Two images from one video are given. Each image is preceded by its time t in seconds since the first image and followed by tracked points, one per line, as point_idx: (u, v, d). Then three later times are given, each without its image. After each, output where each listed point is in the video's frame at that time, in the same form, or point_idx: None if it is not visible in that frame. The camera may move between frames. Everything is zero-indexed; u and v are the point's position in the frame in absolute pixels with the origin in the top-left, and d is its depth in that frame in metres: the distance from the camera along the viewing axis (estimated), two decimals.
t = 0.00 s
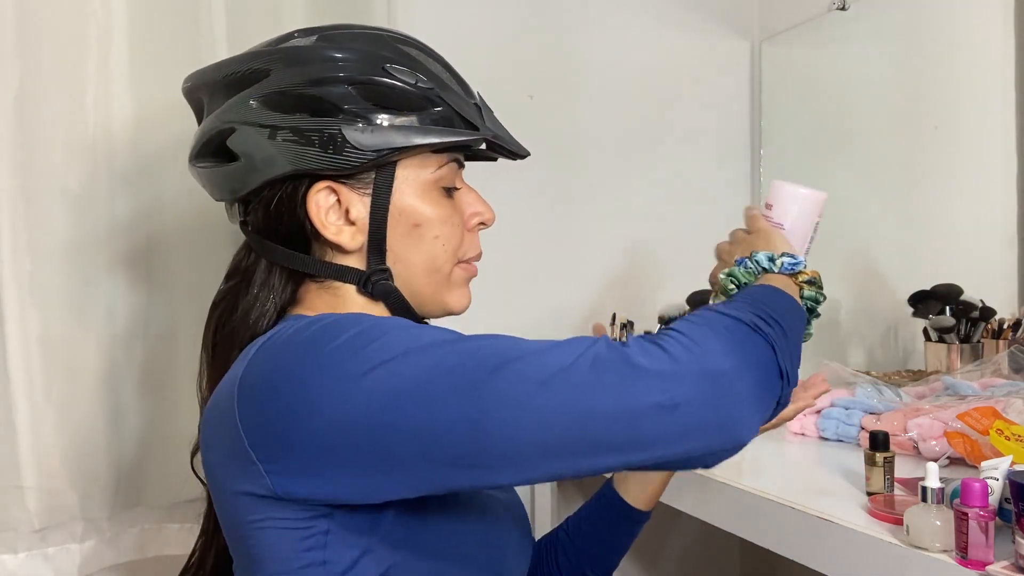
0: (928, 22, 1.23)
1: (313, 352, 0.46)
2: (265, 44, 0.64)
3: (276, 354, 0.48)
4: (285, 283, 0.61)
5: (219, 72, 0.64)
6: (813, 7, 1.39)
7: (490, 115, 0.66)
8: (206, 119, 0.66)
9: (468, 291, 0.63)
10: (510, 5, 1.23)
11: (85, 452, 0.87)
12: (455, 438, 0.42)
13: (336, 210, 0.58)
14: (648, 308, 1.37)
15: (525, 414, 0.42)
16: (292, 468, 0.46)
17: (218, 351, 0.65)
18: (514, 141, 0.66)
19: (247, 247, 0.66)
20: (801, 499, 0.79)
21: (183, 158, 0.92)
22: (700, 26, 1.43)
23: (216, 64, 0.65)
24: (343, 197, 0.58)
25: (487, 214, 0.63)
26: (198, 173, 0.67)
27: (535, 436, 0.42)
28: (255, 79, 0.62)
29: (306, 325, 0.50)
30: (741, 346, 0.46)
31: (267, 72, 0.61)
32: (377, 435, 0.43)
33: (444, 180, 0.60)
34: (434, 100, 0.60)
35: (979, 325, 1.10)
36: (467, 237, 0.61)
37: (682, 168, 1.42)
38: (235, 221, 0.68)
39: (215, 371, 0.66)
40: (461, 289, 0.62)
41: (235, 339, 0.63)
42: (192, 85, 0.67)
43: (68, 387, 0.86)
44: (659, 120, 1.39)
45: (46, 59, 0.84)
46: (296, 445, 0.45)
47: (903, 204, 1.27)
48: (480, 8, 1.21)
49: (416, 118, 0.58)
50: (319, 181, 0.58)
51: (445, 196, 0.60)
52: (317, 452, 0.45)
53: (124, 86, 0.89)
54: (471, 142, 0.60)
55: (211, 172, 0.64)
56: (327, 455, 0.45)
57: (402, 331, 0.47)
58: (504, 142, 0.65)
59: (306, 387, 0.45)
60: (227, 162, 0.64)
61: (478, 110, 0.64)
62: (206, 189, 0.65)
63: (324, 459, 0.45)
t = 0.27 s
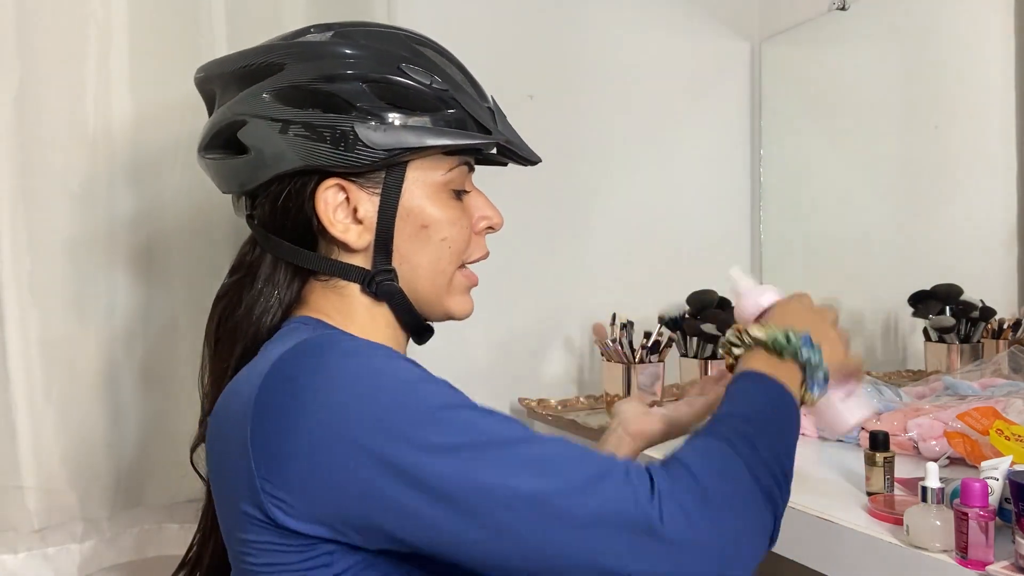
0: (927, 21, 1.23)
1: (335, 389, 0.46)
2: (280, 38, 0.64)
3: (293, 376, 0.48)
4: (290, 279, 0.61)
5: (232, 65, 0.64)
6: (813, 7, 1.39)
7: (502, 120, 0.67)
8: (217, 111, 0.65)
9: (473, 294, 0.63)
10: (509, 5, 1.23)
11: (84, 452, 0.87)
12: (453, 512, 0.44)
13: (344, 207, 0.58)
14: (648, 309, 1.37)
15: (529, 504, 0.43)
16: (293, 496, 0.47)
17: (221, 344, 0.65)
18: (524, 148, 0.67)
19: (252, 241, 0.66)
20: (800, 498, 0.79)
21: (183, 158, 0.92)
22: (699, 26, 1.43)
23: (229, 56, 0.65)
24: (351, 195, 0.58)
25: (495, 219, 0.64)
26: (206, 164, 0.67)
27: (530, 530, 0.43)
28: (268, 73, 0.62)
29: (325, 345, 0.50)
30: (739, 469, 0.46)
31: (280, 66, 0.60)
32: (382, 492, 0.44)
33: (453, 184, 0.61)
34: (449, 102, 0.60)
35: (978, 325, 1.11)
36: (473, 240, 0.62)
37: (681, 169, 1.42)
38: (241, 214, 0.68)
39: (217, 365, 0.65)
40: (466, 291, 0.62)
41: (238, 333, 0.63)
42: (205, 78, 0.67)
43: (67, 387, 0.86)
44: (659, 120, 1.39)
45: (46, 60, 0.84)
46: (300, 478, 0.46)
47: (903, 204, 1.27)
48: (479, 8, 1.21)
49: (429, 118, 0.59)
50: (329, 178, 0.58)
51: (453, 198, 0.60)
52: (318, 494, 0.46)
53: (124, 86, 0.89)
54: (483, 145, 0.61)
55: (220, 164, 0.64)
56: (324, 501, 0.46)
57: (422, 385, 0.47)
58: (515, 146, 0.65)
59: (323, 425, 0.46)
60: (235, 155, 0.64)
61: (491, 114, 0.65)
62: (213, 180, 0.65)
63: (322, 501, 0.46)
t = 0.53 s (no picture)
0: (928, 21, 1.23)
1: (379, 416, 0.49)
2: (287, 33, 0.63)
3: (336, 397, 0.50)
4: (297, 280, 0.61)
5: (237, 59, 0.63)
6: (813, 6, 1.38)
7: (509, 124, 0.67)
8: (220, 105, 0.64)
9: (479, 295, 0.64)
10: (509, 5, 1.23)
11: (84, 452, 0.87)
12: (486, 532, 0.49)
13: (351, 208, 0.58)
14: (648, 309, 1.37)
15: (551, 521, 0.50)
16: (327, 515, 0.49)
17: (221, 341, 0.65)
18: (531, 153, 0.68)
19: (252, 238, 0.66)
20: (800, 498, 0.79)
21: (183, 157, 0.92)
22: (699, 26, 1.43)
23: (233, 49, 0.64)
24: (359, 196, 0.58)
25: (499, 221, 0.65)
26: (207, 158, 0.66)
27: (547, 550, 0.49)
28: (275, 69, 0.61)
29: (361, 365, 0.52)
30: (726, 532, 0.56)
31: (290, 64, 0.60)
32: (420, 517, 0.48)
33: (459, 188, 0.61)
34: (460, 107, 0.61)
35: (978, 325, 1.13)
36: (479, 244, 0.62)
37: (681, 169, 1.41)
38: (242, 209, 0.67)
39: (218, 365, 0.65)
40: (473, 294, 0.63)
41: (239, 331, 0.63)
42: (207, 69, 0.66)
43: (67, 387, 0.86)
44: (660, 121, 1.39)
45: (46, 60, 0.84)
46: (339, 499, 0.49)
47: (904, 204, 1.27)
48: (479, 8, 1.21)
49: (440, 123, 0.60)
50: (337, 179, 0.58)
51: (459, 202, 0.61)
52: (356, 514, 0.49)
53: (124, 86, 0.89)
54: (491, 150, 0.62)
55: (224, 160, 0.63)
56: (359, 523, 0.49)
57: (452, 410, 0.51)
58: (522, 152, 0.66)
59: (370, 452, 0.48)
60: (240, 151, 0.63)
61: (498, 118, 0.65)
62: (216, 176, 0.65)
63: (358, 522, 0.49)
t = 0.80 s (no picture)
0: (928, 21, 1.23)
1: (350, 434, 0.47)
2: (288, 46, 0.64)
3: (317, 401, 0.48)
4: (310, 284, 0.62)
5: (242, 76, 0.65)
6: (813, 6, 1.38)
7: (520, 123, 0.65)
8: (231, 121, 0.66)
9: (496, 291, 0.62)
10: (509, 5, 1.23)
11: (85, 452, 0.87)
12: None
13: (351, 214, 0.58)
14: (648, 309, 1.37)
15: None
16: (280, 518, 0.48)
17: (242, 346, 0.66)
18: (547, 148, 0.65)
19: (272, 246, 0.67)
20: (801, 498, 0.79)
21: (183, 158, 0.92)
22: (699, 26, 1.43)
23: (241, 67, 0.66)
24: (358, 202, 0.58)
25: (512, 215, 0.63)
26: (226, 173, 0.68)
27: None
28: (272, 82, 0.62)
29: (352, 377, 0.50)
30: None
31: (284, 78, 0.61)
32: (350, 546, 0.46)
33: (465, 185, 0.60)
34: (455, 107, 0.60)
35: (978, 325, 1.12)
36: (490, 241, 0.61)
37: (681, 169, 1.41)
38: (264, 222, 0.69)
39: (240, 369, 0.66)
40: (487, 293, 0.62)
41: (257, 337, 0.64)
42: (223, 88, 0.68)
43: (67, 388, 0.86)
44: (660, 121, 1.39)
45: (46, 60, 0.84)
46: (289, 507, 0.47)
47: (903, 204, 1.27)
48: (479, 8, 1.21)
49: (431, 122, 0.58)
50: (335, 186, 0.58)
51: (466, 199, 0.59)
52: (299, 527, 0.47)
53: (124, 86, 0.89)
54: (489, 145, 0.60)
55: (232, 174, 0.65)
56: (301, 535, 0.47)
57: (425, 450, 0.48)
58: (536, 148, 0.64)
59: (326, 468, 0.46)
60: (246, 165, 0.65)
61: (503, 116, 0.64)
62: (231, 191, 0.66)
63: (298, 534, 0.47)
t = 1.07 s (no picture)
0: (928, 21, 1.23)
1: (233, 430, 0.52)
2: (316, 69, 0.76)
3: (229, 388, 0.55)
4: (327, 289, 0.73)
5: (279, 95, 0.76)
6: (813, 6, 1.38)
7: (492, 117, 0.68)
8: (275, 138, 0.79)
9: (468, 295, 0.67)
10: (509, 5, 1.23)
11: (84, 452, 0.87)
12: None
13: (329, 223, 0.70)
14: (648, 309, 1.37)
15: None
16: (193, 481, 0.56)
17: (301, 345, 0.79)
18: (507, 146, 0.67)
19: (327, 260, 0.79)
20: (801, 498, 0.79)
21: (183, 158, 0.92)
22: (700, 26, 1.43)
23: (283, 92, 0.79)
24: (331, 212, 0.70)
25: (481, 220, 0.66)
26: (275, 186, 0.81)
27: None
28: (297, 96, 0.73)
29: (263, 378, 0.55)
30: None
31: (303, 90, 0.72)
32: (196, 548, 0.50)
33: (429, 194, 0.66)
34: (416, 105, 0.66)
35: (978, 325, 1.13)
36: (449, 247, 0.65)
37: (681, 168, 1.41)
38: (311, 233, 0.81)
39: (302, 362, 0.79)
40: (450, 296, 0.66)
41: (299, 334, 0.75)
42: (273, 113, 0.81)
43: (67, 388, 0.86)
44: (660, 120, 1.39)
45: (46, 59, 0.84)
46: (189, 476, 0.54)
47: (903, 204, 1.28)
48: (479, 8, 1.21)
49: (389, 120, 0.65)
50: (317, 198, 0.71)
51: (422, 208, 0.65)
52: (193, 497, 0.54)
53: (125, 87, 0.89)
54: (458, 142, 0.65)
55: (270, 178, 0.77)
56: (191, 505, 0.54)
57: (296, 468, 0.52)
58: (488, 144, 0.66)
59: (205, 450, 0.52)
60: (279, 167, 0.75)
61: (472, 110, 0.67)
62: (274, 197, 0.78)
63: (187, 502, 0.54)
